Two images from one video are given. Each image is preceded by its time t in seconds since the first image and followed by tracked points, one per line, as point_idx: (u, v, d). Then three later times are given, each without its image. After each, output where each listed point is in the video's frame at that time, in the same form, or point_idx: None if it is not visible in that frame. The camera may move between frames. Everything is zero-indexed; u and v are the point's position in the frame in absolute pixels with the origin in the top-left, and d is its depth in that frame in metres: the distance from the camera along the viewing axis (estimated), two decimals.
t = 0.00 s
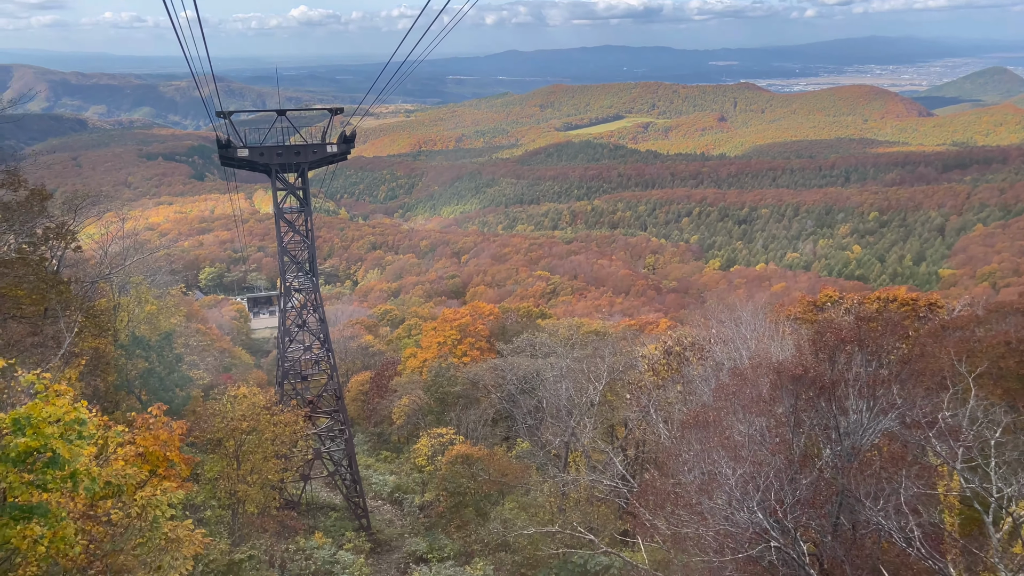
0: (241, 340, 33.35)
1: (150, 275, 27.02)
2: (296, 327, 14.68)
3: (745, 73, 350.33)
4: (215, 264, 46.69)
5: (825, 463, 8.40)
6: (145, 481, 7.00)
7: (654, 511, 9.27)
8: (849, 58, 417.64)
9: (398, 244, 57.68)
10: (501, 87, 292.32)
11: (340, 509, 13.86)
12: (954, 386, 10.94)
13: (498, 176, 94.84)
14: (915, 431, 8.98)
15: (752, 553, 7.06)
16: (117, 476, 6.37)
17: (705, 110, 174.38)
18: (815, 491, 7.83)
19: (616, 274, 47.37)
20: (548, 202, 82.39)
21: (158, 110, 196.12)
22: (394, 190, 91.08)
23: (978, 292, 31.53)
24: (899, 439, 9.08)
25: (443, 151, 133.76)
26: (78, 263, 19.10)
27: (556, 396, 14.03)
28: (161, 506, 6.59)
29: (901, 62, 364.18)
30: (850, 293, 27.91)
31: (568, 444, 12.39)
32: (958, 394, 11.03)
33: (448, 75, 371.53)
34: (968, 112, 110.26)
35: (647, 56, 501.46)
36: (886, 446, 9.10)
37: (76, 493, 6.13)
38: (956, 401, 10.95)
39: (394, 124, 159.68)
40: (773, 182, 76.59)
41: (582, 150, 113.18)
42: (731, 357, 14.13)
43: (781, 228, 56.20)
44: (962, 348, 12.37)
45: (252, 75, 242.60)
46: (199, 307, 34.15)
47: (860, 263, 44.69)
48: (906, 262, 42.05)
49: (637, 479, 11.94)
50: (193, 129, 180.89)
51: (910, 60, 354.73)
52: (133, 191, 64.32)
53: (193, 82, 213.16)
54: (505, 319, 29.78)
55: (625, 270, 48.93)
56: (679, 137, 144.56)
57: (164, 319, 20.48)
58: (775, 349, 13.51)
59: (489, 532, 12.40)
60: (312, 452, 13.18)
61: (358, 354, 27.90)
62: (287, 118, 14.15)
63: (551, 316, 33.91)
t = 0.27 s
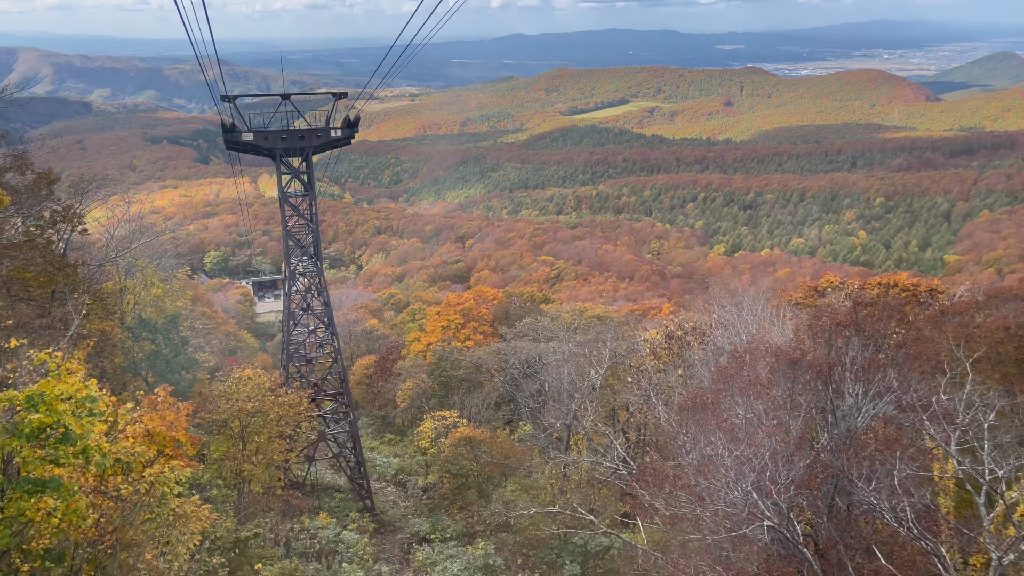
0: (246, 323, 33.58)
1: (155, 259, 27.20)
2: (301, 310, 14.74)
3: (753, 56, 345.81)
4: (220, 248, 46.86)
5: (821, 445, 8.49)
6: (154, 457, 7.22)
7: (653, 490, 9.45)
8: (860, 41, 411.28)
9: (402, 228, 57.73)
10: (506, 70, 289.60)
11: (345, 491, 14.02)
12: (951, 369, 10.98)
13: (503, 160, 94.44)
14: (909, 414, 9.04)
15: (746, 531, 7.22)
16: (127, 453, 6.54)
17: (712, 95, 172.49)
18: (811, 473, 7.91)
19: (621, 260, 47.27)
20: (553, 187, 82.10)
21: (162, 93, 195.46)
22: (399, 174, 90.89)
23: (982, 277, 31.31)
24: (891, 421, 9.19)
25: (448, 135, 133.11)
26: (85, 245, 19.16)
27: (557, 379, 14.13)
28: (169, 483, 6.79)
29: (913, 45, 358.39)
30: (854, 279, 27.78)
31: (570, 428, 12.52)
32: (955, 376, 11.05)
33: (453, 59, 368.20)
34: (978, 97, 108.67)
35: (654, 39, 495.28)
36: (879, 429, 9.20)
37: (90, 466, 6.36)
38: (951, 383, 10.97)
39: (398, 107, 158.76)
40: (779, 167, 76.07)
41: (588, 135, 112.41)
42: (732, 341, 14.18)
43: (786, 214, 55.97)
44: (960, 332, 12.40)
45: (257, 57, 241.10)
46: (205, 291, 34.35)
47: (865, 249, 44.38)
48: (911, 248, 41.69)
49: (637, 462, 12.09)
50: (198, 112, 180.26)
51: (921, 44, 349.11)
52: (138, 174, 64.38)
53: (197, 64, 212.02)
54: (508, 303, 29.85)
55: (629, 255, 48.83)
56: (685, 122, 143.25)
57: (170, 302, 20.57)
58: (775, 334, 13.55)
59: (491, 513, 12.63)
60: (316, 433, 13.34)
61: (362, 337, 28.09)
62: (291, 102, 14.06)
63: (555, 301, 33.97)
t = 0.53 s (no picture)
0: (251, 309, 33.73)
1: (161, 245, 27.26)
2: (305, 296, 14.80)
3: (760, 43, 341.99)
4: (224, 234, 46.93)
5: (819, 430, 8.53)
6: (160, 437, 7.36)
7: (653, 474, 9.56)
8: (869, 28, 405.73)
9: (406, 215, 57.71)
10: (511, 56, 287.20)
11: (349, 476, 14.19)
12: (949, 356, 10.96)
13: (507, 147, 94.04)
14: (905, 401, 9.08)
15: (742, 514, 7.34)
16: (135, 434, 6.65)
17: (717, 82, 170.80)
18: (807, 460, 7.97)
19: (625, 247, 47.12)
20: (558, 174, 81.78)
21: (166, 79, 194.62)
22: (403, 161, 90.64)
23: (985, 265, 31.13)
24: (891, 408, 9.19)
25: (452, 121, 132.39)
26: (90, 231, 19.19)
27: (559, 366, 14.20)
28: (176, 463, 6.93)
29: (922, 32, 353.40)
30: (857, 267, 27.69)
31: (571, 414, 12.62)
32: (953, 363, 11.03)
33: (458, 44, 365.22)
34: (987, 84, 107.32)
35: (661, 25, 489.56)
36: (877, 416, 9.23)
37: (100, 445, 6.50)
38: (947, 370, 10.97)
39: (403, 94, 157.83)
40: (785, 155, 75.57)
41: (593, 121, 111.67)
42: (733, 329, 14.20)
43: (791, 202, 55.76)
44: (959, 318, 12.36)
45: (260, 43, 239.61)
46: (210, 277, 34.45)
47: (870, 237, 44.11)
48: (916, 236, 41.38)
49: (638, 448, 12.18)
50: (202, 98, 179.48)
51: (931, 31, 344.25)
52: (143, 160, 64.34)
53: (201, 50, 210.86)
54: (512, 290, 29.84)
55: (633, 243, 48.69)
56: (691, 109, 142.03)
57: (175, 288, 20.60)
58: (777, 321, 13.53)
59: (493, 497, 12.80)
60: (320, 418, 13.47)
61: (366, 324, 28.21)
62: (295, 88, 13.97)
63: (558, 288, 33.96)
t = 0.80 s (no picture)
0: (256, 293, 33.91)
1: (166, 229, 27.33)
2: (309, 281, 14.82)
3: (768, 28, 337.33)
4: (229, 219, 47.04)
5: (818, 416, 8.56)
6: (167, 418, 7.48)
7: (653, 458, 9.65)
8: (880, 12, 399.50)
9: (411, 200, 57.63)
10: (516, 41, 284.31)
11: (353, 458, 14.35)
12: (948, 342, 10.92)
13: (512, 133, 93.53)
14: (902, 387, 9.11)
15: (739, 497, 7.42)
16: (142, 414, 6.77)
17: (724, 67, 168.71)
18: (806, 443, 8.01)
19: (629, 234, 46.96)
20: (562, 160, 81.40)
21: (171, 63, 193.70)
22: (408, 146, 90.33)
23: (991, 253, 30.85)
24: (888, 394, 9.21)
25: (457, 106, 131.58)
26: (96, 215, 19.22)
27: (563, 352, 14.19)
28: (183, 443, 7.07)
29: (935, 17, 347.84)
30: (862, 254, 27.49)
31: (573, 399, 12.69)
32: (953, 349, 10.99)
33: (463, 29, 361.56)
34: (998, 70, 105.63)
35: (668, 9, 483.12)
36: (875, 402, 9.25)
37: (108, 425, 6.61)
38: (945, 357, 10.94)
39: (408, 78, 156.67)
40: (791, 141, 74.91)
41: (598, 107, 110.77)
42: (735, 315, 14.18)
43: (797, 188, 55.39)
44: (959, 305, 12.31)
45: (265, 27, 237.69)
46: (215, 261, 34.58)
47: (876, 224, 43.79)
48: (922, 223, 40.97)
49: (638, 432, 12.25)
50: (207, 82, 178.63)
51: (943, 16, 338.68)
52: (147, 144, 64.27)
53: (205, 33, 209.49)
54: (515, 276, 29.80)
55: (638, 229, 48.51)
56: (697, 95, 140.60)
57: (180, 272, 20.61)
58: (779, 308, 13.49)
59: (495, 480, 12.95)
60: (325, 401, 13.55)
61: (370, 309, 28.33)
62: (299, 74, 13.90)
63: (562, 274, 33.95)
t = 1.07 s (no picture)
0: (260, 280, 34.03)
1: (170, 215, 27.39)
2: (313, 268, 14.81)
3: (776, 14, 332.92)
4: (233, 205, 47.09)
5: (818, 403, 8.57)
6: (173, 401, 7.55)
7: (655, 445, 9.70)
8: None
9: (415, 187, 57.55)
10: (522, 27, 281.47)
11: (356, 443, 14.49)
12: (948, 331, 10.89)
13: (516, 120, 93.02)
14: (900, 375, 9.13)
15: (738, 483, 7.46)
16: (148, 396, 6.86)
17: (730, 54, 166.78)
18: (804, 430, 8.02)
19: (633, 222, 46.79)
20: (567, 147, 80.95)
21: (175, 48, 192.75)
22: (412, 133, 89.97)
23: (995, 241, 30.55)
24: (888, 381, 9.21)
25: (462, 93, 130.77)
26: (101, 200, 19.20)
27: (565, 339, 14.21)
28: (189, 425, 7.17)
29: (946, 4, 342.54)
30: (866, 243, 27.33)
31: (575, 385, 12.74)
32: (953, 338, 10.94)
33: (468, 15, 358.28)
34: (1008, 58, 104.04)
35: None
36: (874, 390, 9.26)
37: (115, 407, 6.68)
38: (945, 345, 10.91)
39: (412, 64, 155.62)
40: (796, 129, 74.24)
41: (603, 94, 109.89)
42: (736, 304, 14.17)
43: (802, 177, 54.99)
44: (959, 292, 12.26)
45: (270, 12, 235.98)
46: (219, 247, 34.68)
47: (881, 214, 43.42)
48: (928, 213, 40.58)
49: (639, 419, 12.30)
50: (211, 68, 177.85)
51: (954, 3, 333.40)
52: (152, 130, 64.19)
53: (209, 18, 208.15)
54: (519, 264, 29.79)
55: (643, 217, 48.31)
56: (703, 82, 139.23)
57: (185, 258, 20.61)
58: (781, 296, 13.46)
59: (496, 466, 13.05)
60: (328, 387, 13.65)
61: (374, 296, 28.41)
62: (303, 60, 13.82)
63: (565, 262, 33.91)
